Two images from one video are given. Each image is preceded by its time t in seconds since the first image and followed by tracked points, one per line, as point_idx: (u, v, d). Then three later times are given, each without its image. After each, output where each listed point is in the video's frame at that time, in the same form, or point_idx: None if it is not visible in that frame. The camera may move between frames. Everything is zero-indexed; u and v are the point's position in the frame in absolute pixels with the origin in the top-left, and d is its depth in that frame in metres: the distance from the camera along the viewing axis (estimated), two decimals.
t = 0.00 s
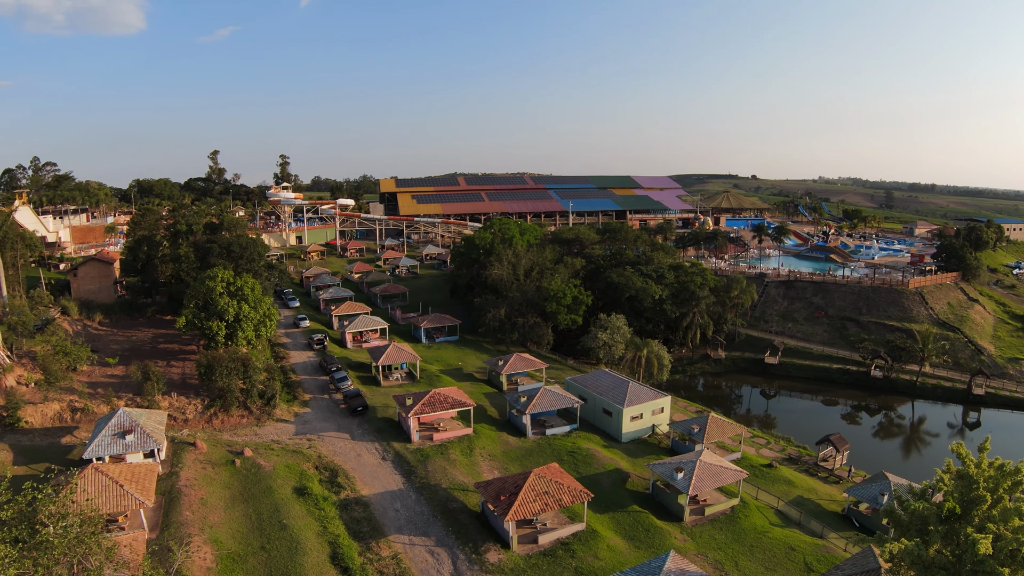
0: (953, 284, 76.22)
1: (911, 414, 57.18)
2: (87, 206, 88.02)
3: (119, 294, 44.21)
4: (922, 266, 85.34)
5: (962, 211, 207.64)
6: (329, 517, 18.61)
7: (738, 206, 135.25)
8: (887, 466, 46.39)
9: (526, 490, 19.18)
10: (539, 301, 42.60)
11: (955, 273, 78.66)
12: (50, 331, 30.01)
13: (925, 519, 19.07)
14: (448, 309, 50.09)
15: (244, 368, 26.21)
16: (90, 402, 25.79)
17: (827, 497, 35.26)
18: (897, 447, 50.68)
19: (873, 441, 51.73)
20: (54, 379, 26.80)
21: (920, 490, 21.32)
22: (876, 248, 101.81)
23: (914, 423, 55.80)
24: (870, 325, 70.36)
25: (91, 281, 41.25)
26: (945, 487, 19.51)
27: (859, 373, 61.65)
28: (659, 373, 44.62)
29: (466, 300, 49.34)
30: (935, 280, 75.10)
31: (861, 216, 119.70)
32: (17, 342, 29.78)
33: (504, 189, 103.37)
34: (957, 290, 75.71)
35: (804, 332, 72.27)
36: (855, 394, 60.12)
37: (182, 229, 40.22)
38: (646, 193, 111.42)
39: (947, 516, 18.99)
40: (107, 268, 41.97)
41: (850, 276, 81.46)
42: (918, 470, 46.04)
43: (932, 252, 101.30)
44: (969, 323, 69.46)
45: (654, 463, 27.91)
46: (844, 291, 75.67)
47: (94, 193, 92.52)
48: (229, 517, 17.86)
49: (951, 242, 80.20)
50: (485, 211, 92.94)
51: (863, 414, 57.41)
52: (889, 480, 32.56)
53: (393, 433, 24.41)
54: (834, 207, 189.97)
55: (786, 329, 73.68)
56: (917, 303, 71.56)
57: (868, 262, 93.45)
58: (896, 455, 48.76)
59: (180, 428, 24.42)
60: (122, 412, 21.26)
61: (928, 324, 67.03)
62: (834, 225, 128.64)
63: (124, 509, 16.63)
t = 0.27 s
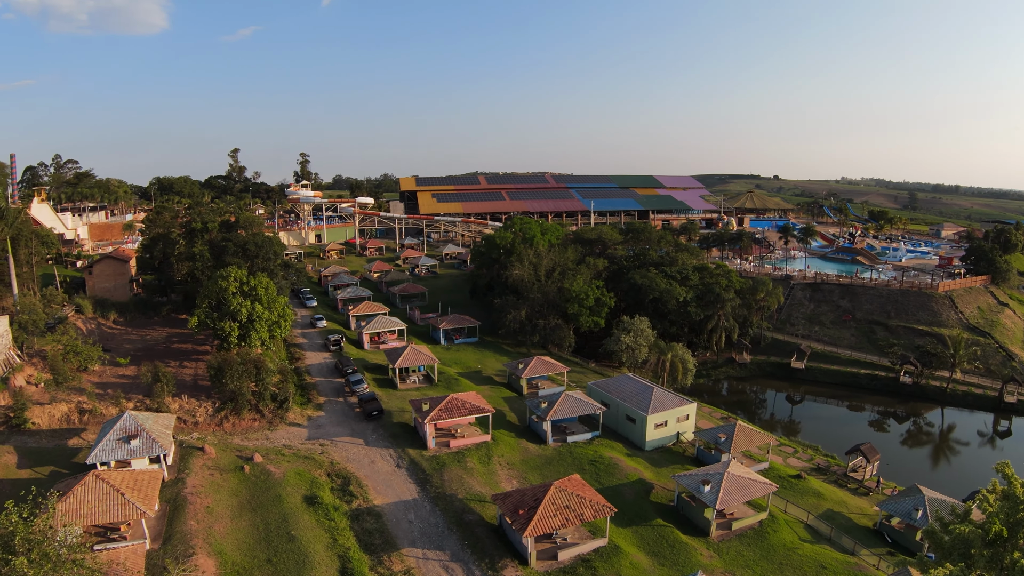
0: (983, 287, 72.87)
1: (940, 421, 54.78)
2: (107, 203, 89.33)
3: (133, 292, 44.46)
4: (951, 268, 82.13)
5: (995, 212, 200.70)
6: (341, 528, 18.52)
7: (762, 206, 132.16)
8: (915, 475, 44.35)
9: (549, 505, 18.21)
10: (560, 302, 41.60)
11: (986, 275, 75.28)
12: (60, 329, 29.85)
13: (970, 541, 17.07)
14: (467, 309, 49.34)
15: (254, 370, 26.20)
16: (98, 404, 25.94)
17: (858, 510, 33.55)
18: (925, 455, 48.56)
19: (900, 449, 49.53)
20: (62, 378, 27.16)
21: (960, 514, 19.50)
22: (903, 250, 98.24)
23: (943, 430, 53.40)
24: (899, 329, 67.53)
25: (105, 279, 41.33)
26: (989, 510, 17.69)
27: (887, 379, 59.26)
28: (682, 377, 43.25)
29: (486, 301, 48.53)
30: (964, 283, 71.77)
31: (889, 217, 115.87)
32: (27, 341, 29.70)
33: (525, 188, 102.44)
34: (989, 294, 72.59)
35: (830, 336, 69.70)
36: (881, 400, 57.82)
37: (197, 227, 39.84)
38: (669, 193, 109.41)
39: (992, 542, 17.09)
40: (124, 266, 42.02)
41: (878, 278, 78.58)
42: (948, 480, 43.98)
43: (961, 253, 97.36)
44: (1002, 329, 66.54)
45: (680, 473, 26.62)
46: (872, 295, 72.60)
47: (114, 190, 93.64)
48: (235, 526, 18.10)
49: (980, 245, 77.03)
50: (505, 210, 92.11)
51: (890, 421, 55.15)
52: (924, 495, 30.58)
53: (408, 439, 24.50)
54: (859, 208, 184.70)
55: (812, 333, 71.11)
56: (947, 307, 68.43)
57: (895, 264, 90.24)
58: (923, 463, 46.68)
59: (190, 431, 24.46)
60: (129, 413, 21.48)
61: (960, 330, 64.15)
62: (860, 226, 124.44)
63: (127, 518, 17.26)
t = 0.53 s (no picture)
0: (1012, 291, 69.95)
1: (967, 429, 52.53)
2: (124, 202, 90.29)
3: (146, 291, 44.71)
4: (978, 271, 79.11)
5: None
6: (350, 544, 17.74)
7: (785, 206, 129.21)
8: (941, 484, 42.44)
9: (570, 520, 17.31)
10: (580, 304, 40.59)
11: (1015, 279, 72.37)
12: (70, 330, 30.05)
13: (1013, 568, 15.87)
14: (484, 309, 48.53)
15: (261, 374, 25.77)
16: (103, 406, 25.87)
17: (889, 525, 31.80)
18: (952, 464, 46.50)
19: (926, 457, 47.52)
20: (67, 380, 27.10)
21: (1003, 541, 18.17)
22: (927, 251, 94.98)
23: (970, 438, 51.13)
24: (926, 333, 65.09)
25: (118, 278, 41.36)
26: None
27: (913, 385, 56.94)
28: (704, 382, 41.83)
29: (504, 302, 47.67)
30: (992, 286, 68.94)
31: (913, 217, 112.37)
32: (36, 340, 29.64)
33: (544, 187, 101.37)
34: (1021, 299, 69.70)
35: (855, 341, 67.25)
36: (906, 406, 55.68)
37: (210, 225, 39.77)
38: (689, 192, 107.37)
39: None
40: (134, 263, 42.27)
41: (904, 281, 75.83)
42: (977, 491, 41.95)
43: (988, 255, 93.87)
44: None
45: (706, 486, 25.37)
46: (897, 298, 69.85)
47: (131, 188, 94.77)
48: (238, 537, 17.53)
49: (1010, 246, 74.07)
50: (524, 209, 91.13)
51: (916, 428, 53.02)
52: (959, 510, 28.79)
53: (422, 446, 23.91)
54: (882, 209, 179.93)
55: (836, 337, 68.66)
56: (975, 311, 65.70)
57: (920, 266, 87.23)
58: (948, 472, 44.71)
59: (197, 435, 24.06)
60: (132, 419, 21.00)
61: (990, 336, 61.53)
62: (884, 227, 120.85)
63: (124, 531, 16.83)
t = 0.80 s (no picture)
0: None
1: (993, 437, 50.54)
2: (138, 199, 91.13)
3: (157, 290, 44.90)
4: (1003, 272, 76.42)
5: None
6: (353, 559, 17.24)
7: (805, 207, 126.55)
8: (965, 493, 40.70)
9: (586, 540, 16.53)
10: (598, 306, 39.61)
11: None
12: (74, 329, 29.44)
13: None
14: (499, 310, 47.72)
15: (267, 377, 25.41)
16: (106, 409, 25.83)
17: (917, 541, 30.18)
18: (976, 473, 44.72)
19: (950, 465, 45.73)
20: (69, 382, 26.90)
21: None
22: (950, 252, 92.09)
23: (996, 446, 49.15)
24: (951, 337, 62.84)
25: (128, 276, 41.70)
26: None
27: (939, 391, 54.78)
28: (724, 388, 40.57)
29: (519, 302, 46.82)
30: (1017, 290, 66.58)
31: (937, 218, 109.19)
32: (41, 340, 29.60)
33: (560, 187, 100.29)
34: None
35: (879, 345, 64.99)
36: (931, 413, 53.69)
37: (220, 223, 39.73)
38: (708, 192, 105.49)
39: None
40: (144, 262, 42.41)
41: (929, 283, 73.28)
42: (1001, 500, 40.24)
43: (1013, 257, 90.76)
44: None
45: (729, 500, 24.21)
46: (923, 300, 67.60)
47: (146, 185, 95.66)
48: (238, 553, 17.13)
49: None
50: (540, 208, 90.19)
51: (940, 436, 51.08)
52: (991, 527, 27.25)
53: (433, 455, 23.36)
54: (904, 210, 175.80)
55: (860, 340, 66.41)
56: (1000, 316, 63.41)
57: (945, 269, 84.58)
58: (972, 480, 42.94)
59: (201, 441, 23.90)
60: (128, 425, 20.64)
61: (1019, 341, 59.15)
62: (906, 228, 117.68)
63: (117, 544, 16.66)
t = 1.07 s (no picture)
0: None
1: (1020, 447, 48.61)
2: (148, 197, 91.79)
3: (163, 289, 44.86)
4: None
5: None
6: None
7: (824, 207, 124.05)
8: (989, 503, 39.13)
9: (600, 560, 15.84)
10: (613, 309, 38.62)
11: None
12: (76, 329, 29.19)
13: None
14: (512, 311, 46.89)
15: (269, 383, 25.00)
16: (102, 413, 25.59)
17: (944, 558, 28.73)
18: (1002, 484, 42.98)
19: (975, 475, 43.98)
20: (67, 384, 26.65)
21: None
22: (972, 255, 89.46)
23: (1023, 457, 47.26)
24: (973, 343, 60.83)
25: (134, 275, 41.68)
26: None
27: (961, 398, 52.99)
28: (741, 395, 39.39)
29: (532, 304, 45.93)
30: None
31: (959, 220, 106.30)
32: (42, 340, 29.43)
33: (574, 186, 99.23)
34: None
35: (899, 350, 63.14)
36: (954, 421, 51.86)
37: (227, 222, 39.74)
38: (725, 192, 103.70)
39: None
40: (152, 261, 42.38)
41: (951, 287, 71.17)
42: None
43: None
44: None
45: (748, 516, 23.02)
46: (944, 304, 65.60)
47: (156, 183, 96.34)
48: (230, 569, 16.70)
49: None
50: (554, 208, 89.25)
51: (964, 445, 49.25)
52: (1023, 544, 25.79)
53: (441, 464, 22.72)
54: (924, 211, 171.85)
55: (879, 345, 64.56)
56: None
57: (966, 272, 82.25)
58: (997, 491, 41.24)
59: (200, 446, 23.45)
60: (123, 432, 20.09)
61: None
62: (927, 229, 114.72)
63: (105, 560, 16.19)
